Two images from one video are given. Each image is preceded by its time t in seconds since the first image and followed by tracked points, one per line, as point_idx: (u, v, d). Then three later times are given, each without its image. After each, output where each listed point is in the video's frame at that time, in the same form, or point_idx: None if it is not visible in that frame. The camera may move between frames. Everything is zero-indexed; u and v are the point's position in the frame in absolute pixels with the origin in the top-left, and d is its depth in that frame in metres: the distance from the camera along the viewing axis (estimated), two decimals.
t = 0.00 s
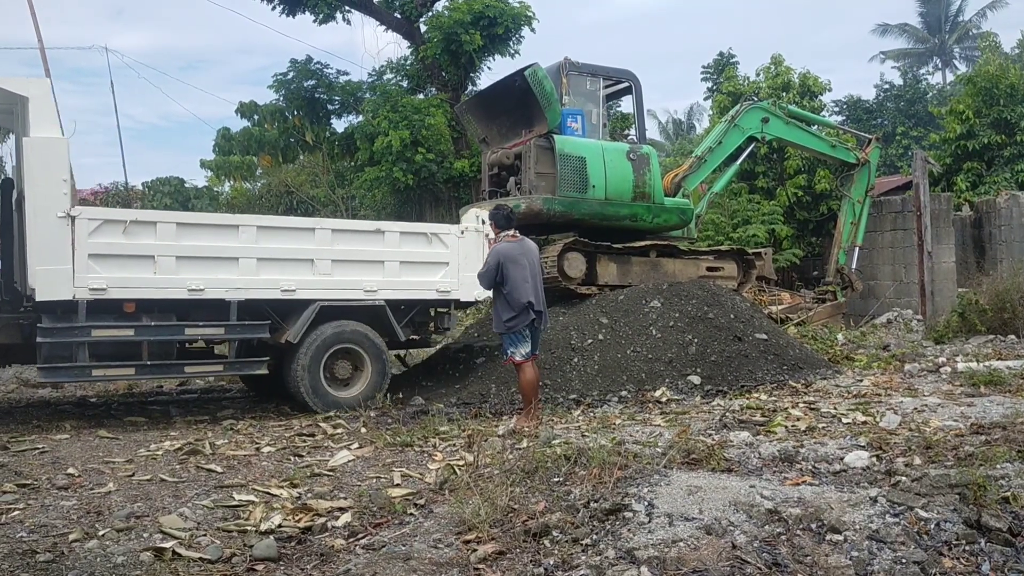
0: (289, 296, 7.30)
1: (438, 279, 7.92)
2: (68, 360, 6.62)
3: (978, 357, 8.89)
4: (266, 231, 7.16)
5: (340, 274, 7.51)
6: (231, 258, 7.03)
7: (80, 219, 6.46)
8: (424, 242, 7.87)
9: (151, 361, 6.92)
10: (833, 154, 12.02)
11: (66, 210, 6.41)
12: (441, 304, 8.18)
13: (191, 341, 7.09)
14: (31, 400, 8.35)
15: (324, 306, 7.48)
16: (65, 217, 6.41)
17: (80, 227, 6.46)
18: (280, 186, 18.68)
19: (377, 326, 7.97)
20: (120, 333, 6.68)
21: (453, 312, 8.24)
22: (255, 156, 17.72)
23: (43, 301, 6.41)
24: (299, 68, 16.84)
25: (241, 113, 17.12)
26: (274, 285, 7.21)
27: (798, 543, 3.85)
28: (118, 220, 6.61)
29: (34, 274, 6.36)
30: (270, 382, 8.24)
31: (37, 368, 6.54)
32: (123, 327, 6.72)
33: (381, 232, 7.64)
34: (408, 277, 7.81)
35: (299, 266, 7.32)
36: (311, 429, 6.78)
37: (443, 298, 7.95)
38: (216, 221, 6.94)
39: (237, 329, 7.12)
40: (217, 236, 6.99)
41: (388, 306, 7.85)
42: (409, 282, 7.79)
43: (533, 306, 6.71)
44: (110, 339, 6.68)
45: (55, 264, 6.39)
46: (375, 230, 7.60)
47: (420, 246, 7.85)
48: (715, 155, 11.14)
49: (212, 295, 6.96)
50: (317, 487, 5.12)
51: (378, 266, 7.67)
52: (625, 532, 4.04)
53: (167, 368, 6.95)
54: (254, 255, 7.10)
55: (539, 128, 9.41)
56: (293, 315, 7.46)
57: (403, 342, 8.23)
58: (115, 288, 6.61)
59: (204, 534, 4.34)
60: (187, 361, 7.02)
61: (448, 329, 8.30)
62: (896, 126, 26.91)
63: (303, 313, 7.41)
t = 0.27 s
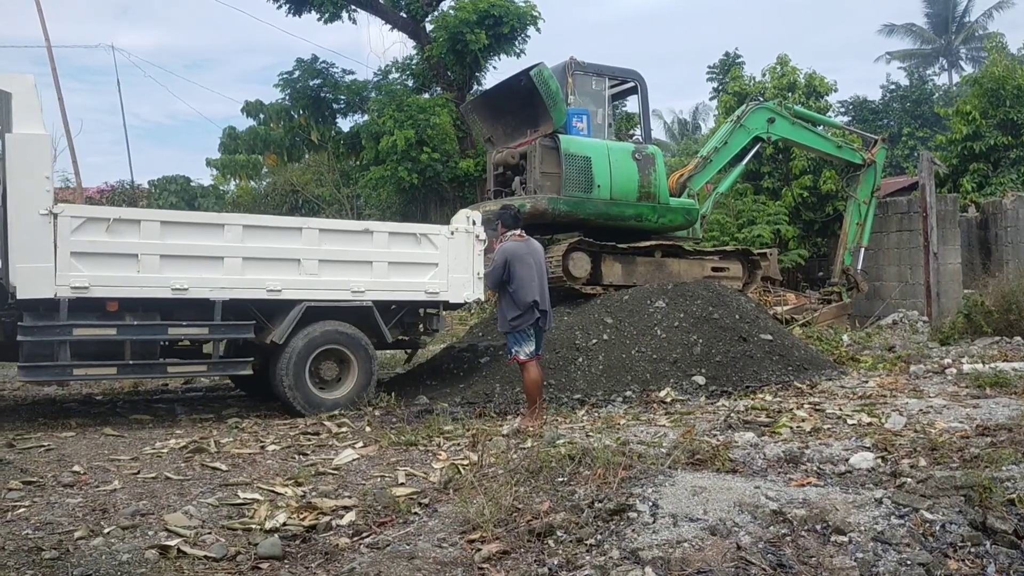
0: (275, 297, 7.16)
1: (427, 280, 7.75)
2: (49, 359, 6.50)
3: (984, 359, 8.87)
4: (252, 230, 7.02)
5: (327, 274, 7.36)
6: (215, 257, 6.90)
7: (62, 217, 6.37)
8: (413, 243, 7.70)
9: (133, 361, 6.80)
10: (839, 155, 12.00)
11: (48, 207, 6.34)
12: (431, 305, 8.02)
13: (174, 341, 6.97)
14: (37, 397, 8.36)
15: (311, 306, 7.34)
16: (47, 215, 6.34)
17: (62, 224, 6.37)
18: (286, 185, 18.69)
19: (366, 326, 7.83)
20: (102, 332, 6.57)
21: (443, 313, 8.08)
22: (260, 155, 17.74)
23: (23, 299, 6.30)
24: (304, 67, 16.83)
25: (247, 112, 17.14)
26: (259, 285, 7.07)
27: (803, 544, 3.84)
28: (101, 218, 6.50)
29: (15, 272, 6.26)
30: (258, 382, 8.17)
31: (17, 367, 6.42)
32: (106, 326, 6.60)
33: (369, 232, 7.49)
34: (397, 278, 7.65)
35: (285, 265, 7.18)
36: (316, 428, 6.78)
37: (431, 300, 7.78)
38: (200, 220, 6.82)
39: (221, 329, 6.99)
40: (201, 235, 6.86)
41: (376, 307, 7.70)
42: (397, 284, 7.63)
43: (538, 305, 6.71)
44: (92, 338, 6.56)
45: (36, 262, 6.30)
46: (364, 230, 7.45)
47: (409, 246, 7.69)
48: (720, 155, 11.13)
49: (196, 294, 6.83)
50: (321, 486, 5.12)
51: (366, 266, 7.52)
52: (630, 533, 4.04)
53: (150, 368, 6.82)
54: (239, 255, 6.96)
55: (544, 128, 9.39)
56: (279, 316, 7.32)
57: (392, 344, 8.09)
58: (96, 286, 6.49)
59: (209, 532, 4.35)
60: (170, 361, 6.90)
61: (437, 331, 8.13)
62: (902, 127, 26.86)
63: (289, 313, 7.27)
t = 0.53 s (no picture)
0: (262, 296, 7.12)
1: (417, 280, 7.74)
2: (32, 359, 6.46)
3: (995, 360, 8.81)
4: (239, 229, 6.98)
5: (316, 274, 7.32)
6: (202, 256, 6.85)
7: (46, 215, 6.33)
8: (403, 243, 7.68)
9: (118, 360, 6.78)
10: (850, 154, 11.95)
11: (32, 205, 6.31)
12: (421, 305, 8.00)
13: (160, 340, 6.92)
14: (49, 395, 8.42)
15: (299, 306, 7.29)
16: (31, 213, 6.30)
17: (46, 223, 6.33)
18: (296, 184, 18.72)
19: (355, 326, 7.79)
20: (87, 332, 6.52)
21: (434, 313, 8.06)
22: (271, 155, 17.79)
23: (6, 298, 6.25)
24: (315, 66, 16.86)
25: (258, 112, 17.19)
26: (247, 285, 7.02)
27: (813, 545, 3.83)
28: (85, 216, 6.45)
29: None
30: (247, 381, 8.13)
31: None
32: (90, 326, 6.54)
33: (359, 232, 7.47)
34: (387, 278, 7.63)
35: (273, 265, 7.13)
36: (326, 427, 6.80)
37: (421, 300, 7.77)
38: (187, 219, 6.78)
39: (208, 329, 6.95)
40: (188, 234, 6.82)
41: (365, 307, 7.67)
42: (387, 283, 7.61)
43: (547, 304, 6.71)
44: (76, 338, 6.51)
45: (20, 260, 6.26)
46: (353, 229, 7.43)
47: (399, 246, 7.67)
48: (731, 155, 11.10)
49: (182, 294, 6.78)
50: (331, 484, 5.14)
51: (355, 266, 7.49)
52: (639, 533, 4.04)
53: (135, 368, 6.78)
54: (226, 254, 6.91)
55: (555, 128, 9.39)
56: (266, 316, 7.28)
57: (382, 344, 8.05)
58: (81, 286, 6.44)
59: (219, 530, 4.36)
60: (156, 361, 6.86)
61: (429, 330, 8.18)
62: (914, 127, 26.74)
63: (277, 313, 7.22)
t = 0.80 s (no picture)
0: (245, 296, 7.06)
1: (403, 280, 7.67)
2: (11, 358, 6.43)
3: (1004, 359, 8.77)
4: (221, 228, 6.94)
5: (300, 274, 7.27)
6: (184, 255, 6.81)
7: (25, 212, 6.31)
8: (389, 242, 7.62)
9: (98, 359, 6.71)
10: (857, 153, 11.92)
11: (10, 202, 6.28)
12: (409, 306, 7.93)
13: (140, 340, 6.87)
14: (58, 394, 8.45)
15: (283, 306, 7.24)
16: (9, 210, 6.27)
17: (24, 220, 6.31)
18: (303, 184, 18.72)
19: (340, 326, 7.72)
20: (66, 331, 6.48)
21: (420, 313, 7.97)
22: (278, 155, 17.83)
23: None
24: (321, 66, 16.88)
25: (264, 112, 17.23)
26: (229, 284, 6.97)
27: (821, 544, 3.82)
28: (64, 214, 6.43)
29: None
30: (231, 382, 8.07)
31: None
32: (69, 325, 6.51)
33: (344, 231, 7.41)
34: (373, 277, 7.56)
35: (256, 264, 7.08)
36: (332, 426, 6.81)
37: (408, 300, 7.70)
38: (168, 217, 6.74)
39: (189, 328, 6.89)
40: (169, 233, 6.78)
41: (350, 307, 7.61)
42: (373, 283, 7.55)
43: (555, 300, 6.72)
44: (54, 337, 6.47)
45: None
46: (338, 228, 7.38)
47: (385, 246, 7.61)
48: (737, 154, 11.08)
49: (163, 293, 6.74)
50: (338, 483, 5.15)
51: (340, 265, 7.43)
52: (646, 532, 4.03)
53: (115, 367, 6.73)
54: (208, 253, 6.87)
55: (560, 127, 9.38)
56: (249, 316, 7.23)
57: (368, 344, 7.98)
58: (60, 284, 6.41)
59: (227, 529, 4.37)
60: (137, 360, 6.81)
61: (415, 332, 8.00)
62: (921, 125, 26.66)
63: (259, 313, 7.17)
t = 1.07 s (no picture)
0: (223, 295, 6.97)
1: (385, 279, 7.57)
2: None
3: (1009, 358, 8.75)
4: (199, 227, 6.85)
5: (280, 273, 7.18)
6: (161, 254, 6.73)
7: None
8: (371, 241, 7.53)
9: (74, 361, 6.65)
10: (862, 152, 11.90)
11: None
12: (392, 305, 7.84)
13: (116, 340, 6.79)
14: (63, 394, 8.47)
15: (262, 306, 7.15)
16: None
17: None
18: (307, 184, 18.69)
19: (323, 326, 7.62)
20: (40, 332, 6.41)
21: (404, 313, 7.85)
22: (282, 155, 17.85)
23: None
24: (326, 66, 16.88)
25: (269, 112, 17.26)
26: (207, 284, 6.89)
27: (826, 543, 3.82)
28: (38, 214, 6.38)
29: None
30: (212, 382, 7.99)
31: None
32: (43, 326, 6.44)
33: (325, 229, 7.31)
34: (355, 277, 7.48)
35: (235, 263, 6.99)
36: (337, 426, 6.81)
37: (390, 299, 7.60)
38: (145, 216, 6.66)
39: (166, 329, 6.81)
40: (145, 232, 6.70)
41: (332, 307, 7.52)
42: (354, 282, 7.45)
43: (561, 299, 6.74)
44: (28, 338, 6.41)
45: None
46: (319, 227, 7.28)
47: (367, 245, 7.52)
48: (742, 153, 11.06)
49: (139, 293, 6.66)
50: (343, 483, 5.15)
51: (321, 264, 7.34)
52: (651, 532, 4.03)
53: (91, 369, 6.66)
54: (186, 252, 6.79)
55: (565, 126, 9.38)
56: (228, 316, 7.14)
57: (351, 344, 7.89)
58: (34, 285, 6.35)
59: (232, 528, 4.38)
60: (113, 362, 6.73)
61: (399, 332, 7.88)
62: (926, 124, 26.62)
63: (238, 313, 7.08)
